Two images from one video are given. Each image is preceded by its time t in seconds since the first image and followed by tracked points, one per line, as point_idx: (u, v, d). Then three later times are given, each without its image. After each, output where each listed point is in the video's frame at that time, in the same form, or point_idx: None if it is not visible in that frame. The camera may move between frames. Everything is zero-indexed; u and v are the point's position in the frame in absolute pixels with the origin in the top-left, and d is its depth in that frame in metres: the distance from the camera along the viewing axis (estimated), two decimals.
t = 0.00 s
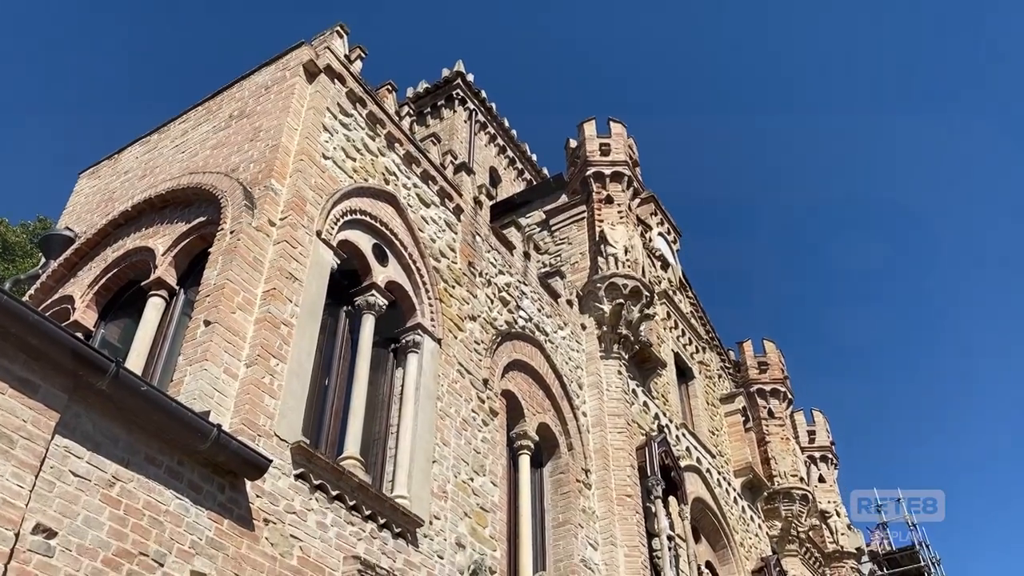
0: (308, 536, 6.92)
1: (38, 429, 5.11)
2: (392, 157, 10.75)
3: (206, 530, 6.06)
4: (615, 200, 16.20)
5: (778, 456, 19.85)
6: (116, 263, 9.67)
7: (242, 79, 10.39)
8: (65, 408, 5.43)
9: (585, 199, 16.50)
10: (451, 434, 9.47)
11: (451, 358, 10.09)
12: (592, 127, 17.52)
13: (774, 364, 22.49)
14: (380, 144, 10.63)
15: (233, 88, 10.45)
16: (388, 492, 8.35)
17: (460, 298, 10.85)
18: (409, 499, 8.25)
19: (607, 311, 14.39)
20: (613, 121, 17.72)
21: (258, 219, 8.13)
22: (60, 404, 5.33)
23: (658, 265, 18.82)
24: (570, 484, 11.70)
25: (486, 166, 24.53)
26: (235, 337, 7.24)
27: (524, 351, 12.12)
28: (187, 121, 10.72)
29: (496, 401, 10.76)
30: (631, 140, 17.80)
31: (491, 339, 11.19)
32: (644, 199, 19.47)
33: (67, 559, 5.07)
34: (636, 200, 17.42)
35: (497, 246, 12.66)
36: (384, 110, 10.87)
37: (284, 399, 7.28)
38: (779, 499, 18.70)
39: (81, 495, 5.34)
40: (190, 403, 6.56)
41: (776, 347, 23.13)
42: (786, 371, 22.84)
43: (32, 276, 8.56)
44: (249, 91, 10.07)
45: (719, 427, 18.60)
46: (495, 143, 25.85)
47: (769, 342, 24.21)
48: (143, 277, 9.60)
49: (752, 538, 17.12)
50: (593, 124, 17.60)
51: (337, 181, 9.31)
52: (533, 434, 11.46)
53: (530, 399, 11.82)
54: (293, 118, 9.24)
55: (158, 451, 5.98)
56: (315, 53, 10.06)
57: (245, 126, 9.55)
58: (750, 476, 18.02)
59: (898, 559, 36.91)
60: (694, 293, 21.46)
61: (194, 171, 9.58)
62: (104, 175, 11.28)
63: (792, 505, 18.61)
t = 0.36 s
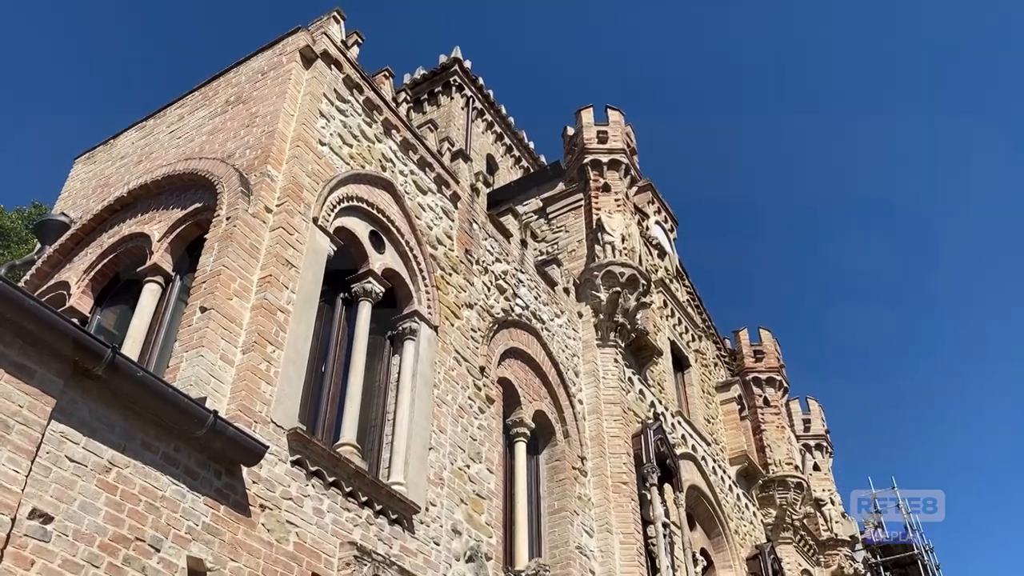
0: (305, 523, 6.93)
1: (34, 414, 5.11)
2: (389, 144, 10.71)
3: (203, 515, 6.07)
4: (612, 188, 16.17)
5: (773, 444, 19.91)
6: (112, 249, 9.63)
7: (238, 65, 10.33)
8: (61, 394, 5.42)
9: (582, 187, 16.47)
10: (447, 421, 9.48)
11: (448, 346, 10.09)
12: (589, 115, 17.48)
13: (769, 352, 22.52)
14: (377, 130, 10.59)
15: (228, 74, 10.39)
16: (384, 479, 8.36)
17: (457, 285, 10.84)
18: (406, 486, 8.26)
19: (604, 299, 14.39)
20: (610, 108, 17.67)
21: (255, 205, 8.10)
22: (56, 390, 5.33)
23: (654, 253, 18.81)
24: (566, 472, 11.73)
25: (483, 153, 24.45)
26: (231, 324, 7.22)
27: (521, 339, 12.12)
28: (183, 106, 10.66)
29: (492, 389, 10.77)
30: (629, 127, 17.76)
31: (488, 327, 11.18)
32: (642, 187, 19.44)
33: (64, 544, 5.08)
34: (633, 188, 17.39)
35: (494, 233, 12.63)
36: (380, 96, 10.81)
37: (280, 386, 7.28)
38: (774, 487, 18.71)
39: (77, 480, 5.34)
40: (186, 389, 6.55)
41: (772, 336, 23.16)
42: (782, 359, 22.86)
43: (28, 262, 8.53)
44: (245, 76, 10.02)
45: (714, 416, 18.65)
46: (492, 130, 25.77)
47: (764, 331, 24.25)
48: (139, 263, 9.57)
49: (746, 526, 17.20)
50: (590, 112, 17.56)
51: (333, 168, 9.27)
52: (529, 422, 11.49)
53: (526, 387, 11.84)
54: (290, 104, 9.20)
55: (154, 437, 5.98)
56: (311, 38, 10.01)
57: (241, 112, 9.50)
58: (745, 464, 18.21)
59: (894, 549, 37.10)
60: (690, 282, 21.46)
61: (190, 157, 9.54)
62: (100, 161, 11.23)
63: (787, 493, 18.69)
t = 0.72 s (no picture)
0: (301, 509, 6.95)
1: (29, 400, 5.10)
2: (385, 132, 10.68)
3: (199, 502, 6.08)
4: (609, 176, 16.15)
5: (768, 433, 19.97)
6: (107, 235, 9.60)
7: (234, 51, 10.28)
8: (56, 380, 5.41)
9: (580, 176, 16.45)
10: (443, 409, 9.49)
11: (444, 334, 10.09)
12: (586, 103, 17.44)
13: (765, 341, 22.54)
14: (374, 118, 10.55)
15: (224, 60, 10.34)
16: (380, 466, 8.38)
17: (453, 273, 10.84)
18: (402, 473, 8.29)
19: (600, 288, 14.39)
20: (608, 97, 17.63)
21: (250, 192, 8.08)
22: (51, 376, 5.32)
23: (651, 242, 18.82)
24: (561, 459, 11.77)
25: (480, 141, 24.39)
26: (227, 311, 7.22)
27: (518, 328, 12.12)
28: (178, 93, 10.61)
29: (488, 377, 10.78)
30: (626, 116, 17.72)
31: (484, 315, 11.19)
32: (638, 176, 19.41)
33: (60, 530, 5.08)
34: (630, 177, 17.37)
35: (491, 222, 12.62)
36: (377, 83, 10.77)
37: (277, 373, 7.28)
38: (769, 476, 18.76)
39: (73, 466, 5.34)
40: (182, 376, 6.56)
41: (768, 325, 23.19)
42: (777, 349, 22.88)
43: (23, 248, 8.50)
44: (241, 63, 9.97)
45: (710, 404, 18.71)
46: (489, 118, 25.70)
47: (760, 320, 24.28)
48: (135, 249, 9.54)
49: (741, 514, 17.27)
50: (588, 100, 17.52)
51: (329, 155, 9.24)
52: (525, 410, 11.51)
53: (523, 375, 11.86)
54: (286, 90, 9.16)
55: (150, 424, 5.98)
56: (307, 24, 9.96)
57: (237, 98, 9.46)
58: (740, 453, 18.14)
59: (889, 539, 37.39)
60: (686, 271, 21.46)
61: (185, 143, 9.50)
62: (95, 147, 11.19)
63: (782, 482, 18.76)
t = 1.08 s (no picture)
0: (296, 496, 6.96)
1: (24, 386, 5.09)
2: (382, 119, 10.65)
3: (195, 488, 6.09)
4: (606, 165, 16.13)
5: (763, 422, 20.03)
6: (102, 222, 9.57)
7: (229, 37, 10.22)
8: (51, 366, 5.40)
9: (576, 164, 16.42)
10: (439, 396, 9.50)
11: (441, 322, 10.08)
12: (584, 91, 17.39)
13: (761, 331, 22.56)
14: (370, 105, 10.51)
15: (220, 46, 10.29)
16: (376, 453, 8.40)
17: (450, 261, 10.82)
18: (398, 460, 8.30)
19: (597, 276, 14.39)
20: (605, 85, 17.57)
21: (246, 179, 8.05)
22: (46, 362, 5.31)
23: (648, 231, 18.81)
24: (557, 447, 11.80)
25: (477, 129, 24.32)
26: (223, 298, 7.20)
27: (514, 316, 12.12)
28: (174, 79, 10.56)
29: (484, 365, 10.79)
30: (623, 104, 17.68)
31: (480, 303, 11.18)
32: (635, 165, 19.39)
33: (55, 516, 5.08)
34: (627, 165, 17.34)
35: (487, 210, 12.59)
36: (373, 70, 10.73)
37: (272, 360, 7.27)
38: (764, 464, 18.69)
39: (68, 452, 5.33)
40: (178, 363, 6.55)
41: (764, 314, 23.21)
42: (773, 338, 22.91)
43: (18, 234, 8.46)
44: (236, 49, 9.92)
45: (705, 393, 18.75)
46: (486, 105, 25.61)
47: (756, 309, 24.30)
48: (130, 236, 9.51)
49: (736, 502, 17.34)
50: (585, 88, 17.47)
51: (325, 142, 9.21)
52: (521, 398, 11.52)
53: (519, 363, 11.87)
54: (282, 77, 9.12)
55: (146, 411, 5.98)
56: (304, 10, 9.91)
57: (232, 85, 9.42)
58: (735, 442, 18.28)
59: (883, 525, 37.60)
60: (683, 260, 21.46)
61: (181, 130, 9.46)
62: (90, 133, 11.14)
63: (776, 470, 18.82)
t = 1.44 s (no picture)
0: (292, 482, 6.97)
1: (19, 371, 5.08)
2: (378, 105, 10.61)
3: (190, 474, 6.09)
4: (603, 153, 16.10)
5: (758, 411, 20.08)
6: (98, 208, 9.53)
7: (224, 23, 10.16)
8: (46, 351, 5.39)
9: (573, 152, 16.39)
10: (435, 383, 9.51)
11: (437, 310, 10.08)
12: (581, 78, 17.34)
13: (757, 320, 22.55)
14: (366, 91, 10.47)
15: (215, 31, 10.22)
16: (372, 440, 8.40)
17: (446, 249, 10.80)
18: (394, 447, 8.31)
19: (594, 265, 14.39)
20: (602, 73, 17.51)
21: (242, 165, 8.02)
22: (41, 347, 5.30)
23: (644, 220, 18.79)
24: (553, 435, 11.84)
25: (473, 117, 24.25)
26: (218, 284, 7.18)
27: (510, 304, 12.12)
28: (169, 64, 10.50)
29: (481, 352, 10.79)
30: (621, 92, 17.62)
31: (477, 291, 11.17)
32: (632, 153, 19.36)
33: (51, 501, 5.08)
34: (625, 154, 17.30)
35: (484, 197, 12.56)
36: (370, 56, 10.67)
37: (268, 347, 7.27)
38: (759, 453, 18.86)
39: (63, 438, 5.33)
40: (173, 349, 6.54)
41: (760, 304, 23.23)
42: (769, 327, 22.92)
43: (13, 220, 8.43)
44: (232, 34, 9.86)
45: (701, 381, 18.79)
46: (483, 93, 25.53)
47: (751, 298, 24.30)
48: (125, 222, 9.48)
49: (731, 490, 17.40)
50: (582, 75, 17.41)
51: (321, 128, 9.17)
52: (517, 386, 11.54)
53: (515, 351, 11.87)
54: (278, 62, 9.07)
55: (141, 396, 5.97)
56: None
57: (228, 70, 9.37)
58: (730, 430, 18.43)
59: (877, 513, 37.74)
60: (680, 248, 21.45)
61: (176, 115, 9.42)
62: (85, 118, 11.08)
63: (771, 459, 18.89)
